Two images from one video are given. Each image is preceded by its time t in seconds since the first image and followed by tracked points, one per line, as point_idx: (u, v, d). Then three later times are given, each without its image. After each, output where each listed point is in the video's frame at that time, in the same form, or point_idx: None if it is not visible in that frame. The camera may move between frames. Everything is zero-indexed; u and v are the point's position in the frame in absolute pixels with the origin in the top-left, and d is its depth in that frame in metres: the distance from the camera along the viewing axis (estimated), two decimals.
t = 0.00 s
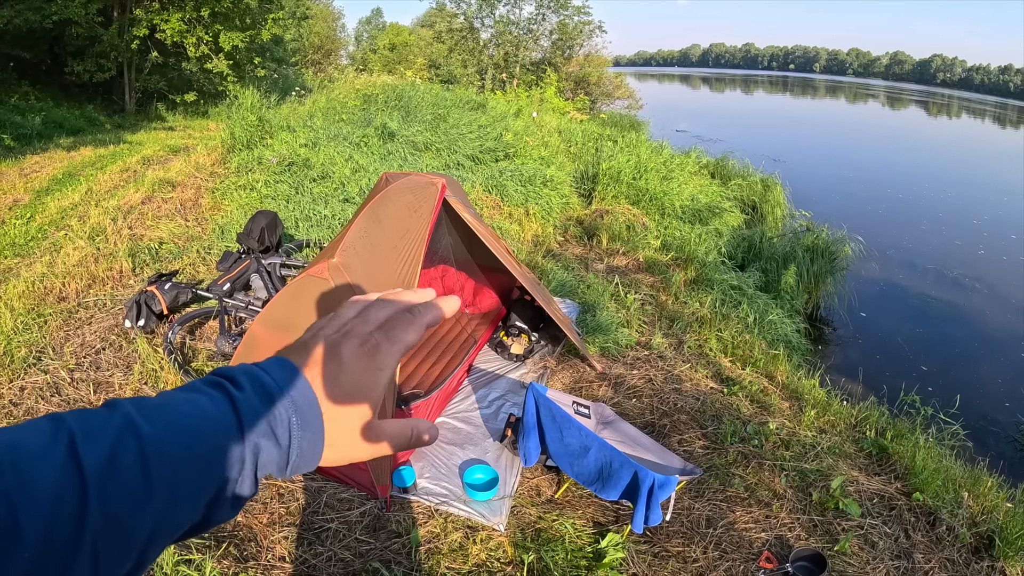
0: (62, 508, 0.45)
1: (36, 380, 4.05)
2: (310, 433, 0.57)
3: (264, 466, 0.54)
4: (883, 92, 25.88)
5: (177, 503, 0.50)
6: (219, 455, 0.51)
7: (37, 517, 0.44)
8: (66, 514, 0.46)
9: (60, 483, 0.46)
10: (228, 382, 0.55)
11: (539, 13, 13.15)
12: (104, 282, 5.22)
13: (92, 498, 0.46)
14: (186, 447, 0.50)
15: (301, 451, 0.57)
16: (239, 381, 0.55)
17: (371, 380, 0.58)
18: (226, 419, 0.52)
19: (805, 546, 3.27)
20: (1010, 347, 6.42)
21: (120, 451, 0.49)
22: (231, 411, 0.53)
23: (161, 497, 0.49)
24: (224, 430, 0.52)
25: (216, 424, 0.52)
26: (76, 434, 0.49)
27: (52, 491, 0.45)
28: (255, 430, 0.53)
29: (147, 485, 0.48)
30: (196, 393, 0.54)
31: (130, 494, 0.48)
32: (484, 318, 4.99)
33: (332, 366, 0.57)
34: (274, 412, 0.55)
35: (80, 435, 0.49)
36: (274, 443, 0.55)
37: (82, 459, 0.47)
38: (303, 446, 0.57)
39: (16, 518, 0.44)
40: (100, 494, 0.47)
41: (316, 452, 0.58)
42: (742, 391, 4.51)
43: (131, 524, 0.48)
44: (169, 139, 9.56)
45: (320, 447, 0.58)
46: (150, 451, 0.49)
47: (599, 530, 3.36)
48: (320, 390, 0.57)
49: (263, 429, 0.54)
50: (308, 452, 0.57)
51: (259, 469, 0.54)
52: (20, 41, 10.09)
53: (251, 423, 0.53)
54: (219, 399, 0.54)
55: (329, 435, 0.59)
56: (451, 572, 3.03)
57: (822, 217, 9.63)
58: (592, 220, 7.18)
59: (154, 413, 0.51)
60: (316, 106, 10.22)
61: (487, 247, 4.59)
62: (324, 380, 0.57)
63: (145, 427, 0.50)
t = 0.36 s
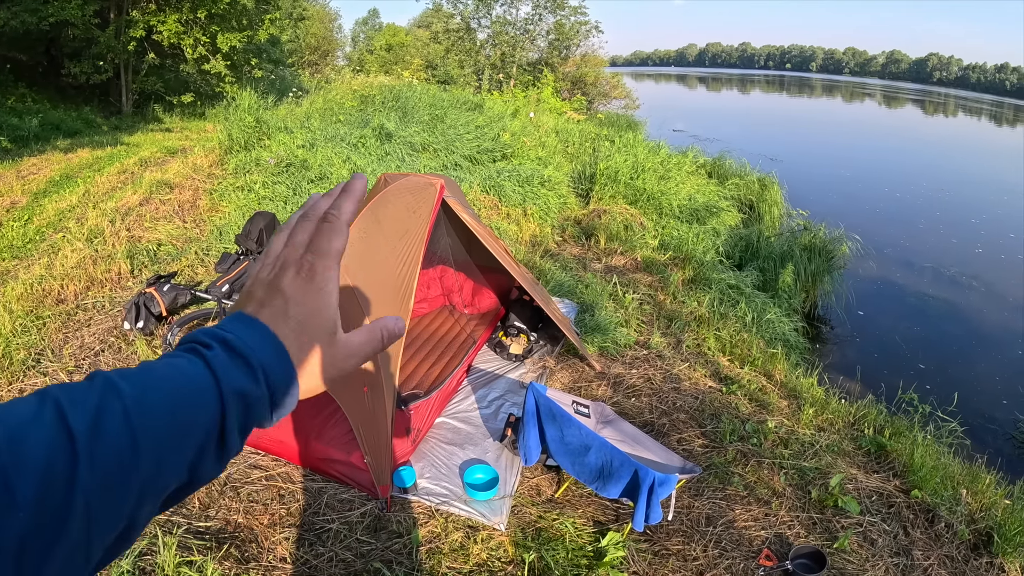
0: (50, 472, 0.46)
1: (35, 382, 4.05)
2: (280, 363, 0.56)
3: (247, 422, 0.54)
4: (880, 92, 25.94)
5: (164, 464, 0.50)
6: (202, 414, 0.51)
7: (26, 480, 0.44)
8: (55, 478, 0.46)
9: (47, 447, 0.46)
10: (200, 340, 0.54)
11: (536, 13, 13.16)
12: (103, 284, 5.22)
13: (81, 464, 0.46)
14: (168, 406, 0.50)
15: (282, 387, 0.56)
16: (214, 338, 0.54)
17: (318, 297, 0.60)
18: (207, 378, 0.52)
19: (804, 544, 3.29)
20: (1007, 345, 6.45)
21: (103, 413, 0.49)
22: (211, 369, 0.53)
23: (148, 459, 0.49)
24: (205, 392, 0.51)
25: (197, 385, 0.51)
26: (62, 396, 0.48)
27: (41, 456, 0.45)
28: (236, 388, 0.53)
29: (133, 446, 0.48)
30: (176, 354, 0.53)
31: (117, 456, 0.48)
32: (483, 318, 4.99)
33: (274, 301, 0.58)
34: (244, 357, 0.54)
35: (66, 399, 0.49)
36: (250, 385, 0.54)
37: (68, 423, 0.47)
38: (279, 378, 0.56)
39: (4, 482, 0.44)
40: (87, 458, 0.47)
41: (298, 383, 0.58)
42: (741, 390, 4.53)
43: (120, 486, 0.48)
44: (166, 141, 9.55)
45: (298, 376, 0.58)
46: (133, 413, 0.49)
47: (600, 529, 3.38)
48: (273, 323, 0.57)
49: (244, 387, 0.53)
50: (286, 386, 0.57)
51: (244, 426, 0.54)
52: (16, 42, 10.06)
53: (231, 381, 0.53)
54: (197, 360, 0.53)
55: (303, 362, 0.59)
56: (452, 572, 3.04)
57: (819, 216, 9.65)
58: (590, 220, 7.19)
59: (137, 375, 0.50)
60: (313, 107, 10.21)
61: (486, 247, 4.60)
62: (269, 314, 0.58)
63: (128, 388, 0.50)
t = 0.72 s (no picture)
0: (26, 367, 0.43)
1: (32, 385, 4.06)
2: (266, 279, 0.57)
3: (231, 330, 0.54)
4: (875, 89, 26.00)
5: (148, 363, 0.49)
6: (187, 315, 0.50)
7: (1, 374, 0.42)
8: (31, 374, 0.44)
9: (25, 342, 0.44)
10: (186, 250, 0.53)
11: (530, 13, 13.17)
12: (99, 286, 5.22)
13: (62, 360, 0.45)
14: (153, 306, 0.49)
15: (261, 303, 0.56)
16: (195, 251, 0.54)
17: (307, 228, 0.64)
18: (192, 281, 0.51)
19: (801, 540, 3.31)
20: (1003, 341, 6.48)
21: (85, 310, 0.47)
22: (197, 275, 0.52)
23: (132, 359, 0.48)
24: (189, 294, 0.51)
25: (182, 288, 0.51)
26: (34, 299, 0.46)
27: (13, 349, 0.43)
28: (218, 294, 0.52)
29: (116, 345, 0.47)
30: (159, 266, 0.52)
31: (99, 351, 0.46)
32: (480, 318, 5.00)
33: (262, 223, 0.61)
34: (230, 270, 0.54)
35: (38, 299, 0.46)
36: (238, 293, 0.54)
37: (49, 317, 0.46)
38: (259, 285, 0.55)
39: None
40: (69, 352, 0.45)
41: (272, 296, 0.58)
42: (737, 387, 4.55)
43: (99, 388, 0.46)
44: (161, 143, 9.54)
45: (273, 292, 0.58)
46: (118, 312, 0.48)
47: (597, 527, 3.39)
48: (260, 242, 0.59)
49: (230, 294, 0.53)
50: (266, 303, 0.57)
51: (227, 332, 0.53)
52: (10, 46, 10.04)
53: (212, 286, 0.52)
54: (181, 268, 0.52)
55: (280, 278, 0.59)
56: (450, 571, 3.05)
57: (814, 214, 9.68)
58: (586, 219, 7.21)
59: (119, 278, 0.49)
60: (308, 108, 10.20)
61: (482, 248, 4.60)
62: (258, 235, 0.60)
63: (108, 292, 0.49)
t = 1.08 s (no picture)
0: (37, 168, 0.47)
1: (28, 388, 4.07)
2: (281, 103, 0.60)
3: (235, 159, 0.57)
4: (871, 88, 26.00)
5: (152, 182, 0.52)
6: (193, 138, 0.54)
7: (13, 169, 0.46)
8: (40, 176, 0.47)
9: (36, 146, 0.48)
10: (195, 78, 0.57)
11: (526, 12, 13.17)
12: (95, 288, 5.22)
13: (71, 166, 0.48)
14: (160, 127, 0.53)
15: (277, 122, 0.59)
16: (206, 78, 0.58)
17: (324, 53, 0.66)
18: (197, 106, 0.55)
19: (797, 537, 3.32)
20: (999, 337, 6.49)
21: (94, 129, 0.51)
22: (203, 103, 0.56)
23: (136, 177, 0.51)
24: (195, 120, 0.54)
25: (189, 113, 0.55)
26: (46, 116, 0.49)
27: (26, 150, 0.47)
28: (228, 120, 0.56)
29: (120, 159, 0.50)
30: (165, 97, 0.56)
31: (105, 161, 0.50)
32: (474, 318, 5.01)
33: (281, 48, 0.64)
34: (245, 94, 0.58)
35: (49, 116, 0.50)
36: (247, 117, 0.57)
37: (58, 128, 0.49)
38: (274, 110, 0.59)
39: None
40: (76, 161, 0.49)
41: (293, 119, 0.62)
42: (733, 386, 4.55)
43: (106, 200, 0.50)
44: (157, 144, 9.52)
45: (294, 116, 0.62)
46: (124, 133, 0.52)
47: (593, 525, 3.40)
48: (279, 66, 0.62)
49: (237, 120, 0.56)
50: (282, 130, 0.60)
51: (230, 162, 0.57)
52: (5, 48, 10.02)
53: (224, 111, 0.55)
54: (190, 94, 0.56)
55: (302, 101, 0.62)
56: (446, 571, 3.06)
57: (810, 212, 9.69)
58: (581, 219, 7.21)
59: (126, 104, 0.53)
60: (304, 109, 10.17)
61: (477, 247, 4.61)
62: (278, 57, 0.62)
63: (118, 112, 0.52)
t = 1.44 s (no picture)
0: (62, 141, 0.45)
1: (25, 388, 4.07)
2: (293, 93, 0.58)
3: (250, 148, 0.55)
4: (869, 87, 26.02)
5: (172, 165, 0.50)
6: (213, 122, 0.52)
7: (38, 141, 0.43)
8: (66, 150, 0.45)
9: (63, 119, 0.45)
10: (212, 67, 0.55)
11: (523, 12, 13.19)
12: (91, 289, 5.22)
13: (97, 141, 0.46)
14: (182, 107, 0.51)
15: (291, 109, 0.58)
16: (222, 69, 0.56)
17: (327, 48, 0.66)
18: (215, 92, 0.53)
19: (793, 536, 3.33)
20: (997, 336, 6.50)
21: (118, 106, 0.49)
22: (222, 89, 0.54)
23: (157, 156, 0.49)
24: (214, 104, 0.53)
25: (209, 97, 0.53)
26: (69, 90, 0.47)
27: (51, 123, 0.45)
28: (246, 107, 0.54)
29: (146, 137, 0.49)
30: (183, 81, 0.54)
31: (128, 137, 0.48)
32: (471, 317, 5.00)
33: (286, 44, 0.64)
34: (257, 83, 0.56)
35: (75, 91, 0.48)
36: (263, 105, 0.55)
37: (81, 102, 0.47)
38: (287, 96, 0.58)
39: (21, 137, 0.43)
40: (102, 136, 0.46)
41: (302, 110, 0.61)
42: (729, 384, 4.56)
43: (129, 178, 0.48)
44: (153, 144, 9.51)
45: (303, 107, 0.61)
46: (149, 112, 0.50)
47: (589, 524, 3.40)
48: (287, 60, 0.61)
49: (255, 106, 0.55)
50: (294, 117, 0.59)
51: (247, 150, 0.55)
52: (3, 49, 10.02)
53: (241, 99, 0.54)
54: (207, 80, 0.54)
55: (309, 92, 0.62)
56: (442, 570, 3.06)
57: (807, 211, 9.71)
58: (578, 218, 7.21)
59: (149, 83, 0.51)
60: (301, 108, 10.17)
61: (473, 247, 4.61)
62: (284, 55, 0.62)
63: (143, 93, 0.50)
